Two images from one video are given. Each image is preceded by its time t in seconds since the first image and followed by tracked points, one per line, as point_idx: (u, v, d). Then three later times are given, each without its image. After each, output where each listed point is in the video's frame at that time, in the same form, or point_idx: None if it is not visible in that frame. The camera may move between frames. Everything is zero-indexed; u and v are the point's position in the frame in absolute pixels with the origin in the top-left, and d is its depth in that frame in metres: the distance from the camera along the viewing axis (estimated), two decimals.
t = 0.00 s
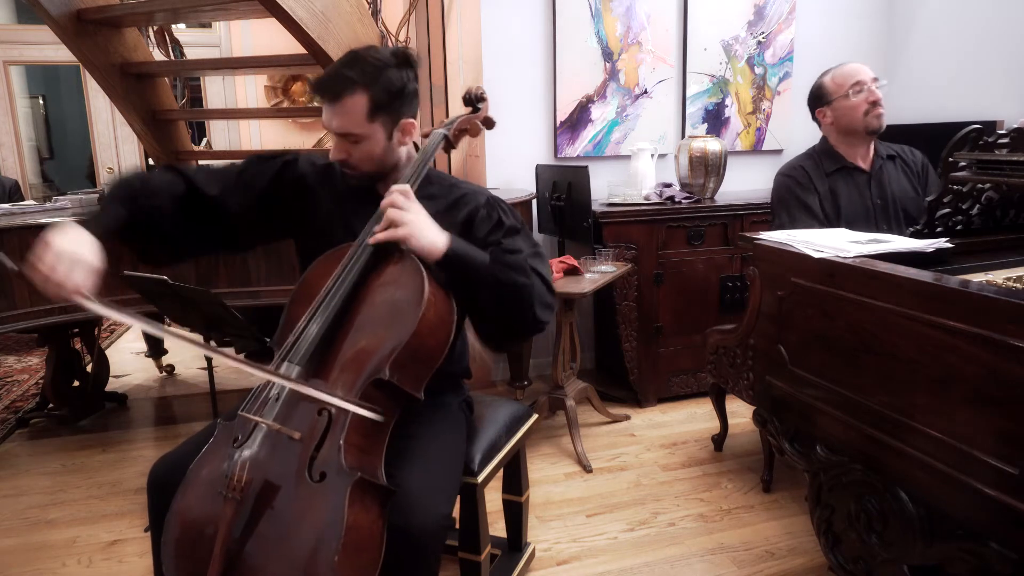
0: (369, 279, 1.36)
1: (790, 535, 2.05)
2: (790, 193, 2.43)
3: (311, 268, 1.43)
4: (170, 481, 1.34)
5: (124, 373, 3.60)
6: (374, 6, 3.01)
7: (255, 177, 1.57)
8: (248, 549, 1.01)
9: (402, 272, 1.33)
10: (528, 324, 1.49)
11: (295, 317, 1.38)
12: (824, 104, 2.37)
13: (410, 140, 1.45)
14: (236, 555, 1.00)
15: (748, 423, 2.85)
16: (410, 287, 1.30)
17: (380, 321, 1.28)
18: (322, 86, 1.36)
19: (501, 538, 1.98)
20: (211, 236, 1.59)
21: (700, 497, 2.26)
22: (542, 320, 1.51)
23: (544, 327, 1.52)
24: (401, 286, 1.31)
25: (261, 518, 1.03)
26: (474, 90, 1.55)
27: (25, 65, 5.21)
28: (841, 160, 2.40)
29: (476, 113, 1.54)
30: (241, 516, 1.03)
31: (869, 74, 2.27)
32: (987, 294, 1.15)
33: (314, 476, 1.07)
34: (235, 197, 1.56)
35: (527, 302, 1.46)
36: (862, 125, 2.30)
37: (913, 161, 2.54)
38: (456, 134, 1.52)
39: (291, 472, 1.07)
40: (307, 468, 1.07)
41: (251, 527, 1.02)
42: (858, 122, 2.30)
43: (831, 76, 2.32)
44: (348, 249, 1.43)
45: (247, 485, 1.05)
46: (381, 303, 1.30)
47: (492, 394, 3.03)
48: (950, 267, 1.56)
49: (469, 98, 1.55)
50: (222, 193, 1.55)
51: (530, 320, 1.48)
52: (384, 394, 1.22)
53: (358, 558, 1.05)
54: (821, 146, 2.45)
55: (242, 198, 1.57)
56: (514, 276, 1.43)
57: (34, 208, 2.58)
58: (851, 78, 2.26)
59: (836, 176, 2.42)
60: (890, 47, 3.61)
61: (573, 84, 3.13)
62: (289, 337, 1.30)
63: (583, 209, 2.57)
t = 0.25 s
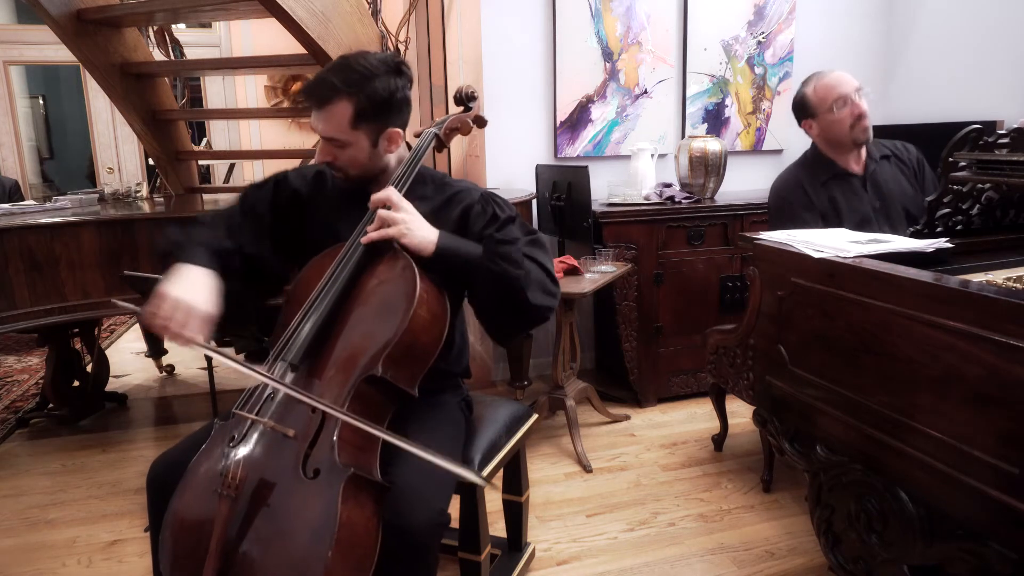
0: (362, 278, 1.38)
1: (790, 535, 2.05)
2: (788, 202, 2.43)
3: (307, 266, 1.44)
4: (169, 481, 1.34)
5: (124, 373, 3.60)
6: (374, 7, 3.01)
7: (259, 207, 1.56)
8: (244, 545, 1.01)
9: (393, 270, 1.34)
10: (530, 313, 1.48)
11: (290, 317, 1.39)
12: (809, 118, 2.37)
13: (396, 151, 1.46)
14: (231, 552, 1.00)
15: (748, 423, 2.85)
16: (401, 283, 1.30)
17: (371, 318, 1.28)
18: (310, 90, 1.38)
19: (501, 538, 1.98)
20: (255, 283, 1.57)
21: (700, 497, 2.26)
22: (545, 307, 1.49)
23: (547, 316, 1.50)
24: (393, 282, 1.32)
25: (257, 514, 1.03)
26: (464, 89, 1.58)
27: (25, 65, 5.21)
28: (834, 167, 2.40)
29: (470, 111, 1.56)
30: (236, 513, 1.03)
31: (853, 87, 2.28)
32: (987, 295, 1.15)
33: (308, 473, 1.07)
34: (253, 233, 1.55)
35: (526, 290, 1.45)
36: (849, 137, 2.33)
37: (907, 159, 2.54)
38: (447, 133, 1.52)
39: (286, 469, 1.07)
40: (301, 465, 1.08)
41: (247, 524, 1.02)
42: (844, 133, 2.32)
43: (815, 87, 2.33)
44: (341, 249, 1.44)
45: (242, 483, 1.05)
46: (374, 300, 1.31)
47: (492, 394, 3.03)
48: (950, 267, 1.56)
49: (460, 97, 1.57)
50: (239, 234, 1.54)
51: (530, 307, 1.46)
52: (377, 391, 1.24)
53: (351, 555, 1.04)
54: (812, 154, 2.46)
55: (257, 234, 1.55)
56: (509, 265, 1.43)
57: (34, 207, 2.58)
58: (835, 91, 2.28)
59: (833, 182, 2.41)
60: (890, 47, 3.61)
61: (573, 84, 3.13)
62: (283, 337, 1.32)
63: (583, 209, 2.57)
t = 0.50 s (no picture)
0: (358, 276, 1.39)
1: (790, 535, 2.05)
2: (784, 204, 2.42)
3: (304, 269, 1.45)
4: (170, 480, 1.34)
5: (124, 373, 3.60)
6: (374, 6, 3.01)
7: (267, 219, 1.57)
8: (242, 543, 1.01)
9: (388, 268, 1.35)
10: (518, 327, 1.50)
11: (286, 316, 1.39)
12: (819, 111, 2.35)
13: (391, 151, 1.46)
14: (229, 551, 1.01)
15: (748, 423, 2.85)
16: (396, 281, 1.31)
17: (365, 316, 1.29)
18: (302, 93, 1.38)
19: (501, 538, 1.99)
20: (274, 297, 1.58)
21: (700, 497, 2.26)
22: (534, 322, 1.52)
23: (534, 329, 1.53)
24: (388, 279, 1.33)
25: (254, 512, 1.03)
26: (459, 89, 1.63)
27: (25, 65, 5.21)
28: (832, 168, 2.41)
29: (463, 111, 1.61)
30: (234, 511, 1.03)
31: (867, 85, 2.27)
32: (987, 295, 1.15)
33: (304, 471, 1.07)
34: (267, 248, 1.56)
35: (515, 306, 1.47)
36: (855, 136, 2.31)
37: (905, 161, 2.55)
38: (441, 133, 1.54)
39: (283, 468, 1.07)
40: (297, 464, 1.08)
41: (245, 521, 1.02)
42: (851, 132, 2.30)
43: (830, 80, 2.30)
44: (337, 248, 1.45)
45: (239, 481, 1.05)
46: (369, 299, 1.32)
47: (492, 395, 3.03)
48: (949, 267, 1.56)
49: (454, 97, 1.63)
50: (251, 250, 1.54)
51: (518, 323, 1.49)
52: (372, 388, 1.24)
53: (347, 552, 1.05)
54: (812, 152, 2.46)
55: (270, 248, 1.57)
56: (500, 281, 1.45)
57: (34, 207, 2.59)
58: (849, 87, 2.26)
59: (829, 184, 2.41)
60: (890, 47, 3.61)
61: (573, 84, 3.13)
62: (280, 335, 1.32)
63: (584, 209, 2.57)
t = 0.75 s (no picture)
0: (355, 277, 1.38)
1: (790, 535, 2.05)
2: (789, 198, 2.43)
3: (303, 269, 1.45)
4: (169, 479, 1.34)
5: (124, 373, 3.60)
6: (374, 7, 3.01)
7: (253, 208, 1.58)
8: (240, 540, 1.00)
9: (386, 268, 1.35)
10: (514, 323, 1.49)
11: (281, 319, 1.39)
12: (836, 106, 2.32)
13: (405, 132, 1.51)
14: (227, 549, 1.00)
15: (748, 423, 2.85)
16: (393, 281, 1.31)
17: (364, 317, 1.29)
18: (314, 95, 1.36)
19: (501, 538, 1.98)
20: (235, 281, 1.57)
21: (700, 497, 2.26)
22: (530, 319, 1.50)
23: (532, 328, 1.53)
24: (385, 280, 1.33)
25: (252, 510, 1.03)
26: (457, 91, 1.65)
27: (25, 65, 5.21)
28: (842, 166, 2.41)
29: (460, 113, 1.63)
30: (232, 509, 1.03)
31: (889, 86, 2.25)
32: (987, 294, 1.15)
33: (302, 469, 1.08)
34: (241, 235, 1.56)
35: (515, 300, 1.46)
36: (871, 136, 2.29)
37: (912, 166, 2.56)
38: (440, 133, 1.57)
39: (281, 467, 1.07)
40: (296, 463, 1.08)
41: (243, 519, 1.02)
42: (868, 131, 2.29)
43: (853, 76, 2.26)
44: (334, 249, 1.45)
45: (237, 480, 1.05)
46: (367, 299, 1.32)
47: (492, 395, 3.03)
48: (950, 267, 1.56)
49: (452, 99, 1.65)
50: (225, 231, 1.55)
51: (512, 317, 1.47)
52: (371, 387, 1.24)
53: (345, 551, 1.05)
54: (821, 150, 2.46)
55: (248, 236, 1.57)
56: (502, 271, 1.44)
57: (34, 207, 2.59)
58: (872, 86, 2.23)
59: (838, 182, 2.41)
60: (890, 47, 3.61)
61: (573, 84, 3.13)
62: (275, 338, 1.31)
63: (584, 209, 2.57)
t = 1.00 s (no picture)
0: (355, 278, 1.38)
1: (790, 535, 2.05)
2: (796, 197, 2.43)
3: (302, 270, 1.45)
4: (169, 479, 1.34)
5: (124, 373, 3.60)
6: (374, 6, 3.01)
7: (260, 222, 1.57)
8: (241, 539, 1.00)
9: (386, 269, 1.35)
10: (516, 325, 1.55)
11: (280, 322, 1.38)
12: (843, 107, 2.32)
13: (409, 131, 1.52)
14: (228, 549, 1.00)
15: (748, 423, 2.86)
16: (392, 282, 1.32)
17: (364, 317, 1.29)
18: (326, 92, 1.36)
19: (501, 538, 1.98)
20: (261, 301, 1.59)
21: (700, 497, 2.26)
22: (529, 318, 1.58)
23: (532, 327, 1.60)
24: (385, 280, 1.33)
25: (253, 510, 1.03)
26: (456, 92, 1.66)
27: (25, 65, 5.21)
28: (849, 167, 2.41)
29: (460, 114, 1.63)
30: (232, 508, 1.02)
31: (898, 90, 2.25)
32: (987, 294, 1.15)
33: (303, 469, 1.08)
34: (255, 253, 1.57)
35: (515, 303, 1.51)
36: (875, 140, 2.31)
37: (918, 169, 2.57)
38: (440, 133, 1.59)
39: (282, 467, 1.07)
40: (296, 462, 1.08)
41: (244, 519, 1.02)
42: (873, 135, 2.30)
43: (861, 79, 2.26)
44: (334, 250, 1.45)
45: (238, 480, 1.05)
46: (367, 300, 1.32)
47: (492, 395, 3.03)
48: (950, 267, 1.56)
49: (451, 100, 1.66)
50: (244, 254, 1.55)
51: (509, 316, 1.51)
52: (371, 387, 1.25)
53: (346, 550, 1.06)
54: (828, 149, 2.45)
55: (250, 244, 1.57)
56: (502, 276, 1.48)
57: (34, 207, 2.59)
58: (880, 90, 2.23)
59: (845, 182, 2.41)
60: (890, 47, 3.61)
61: (573, 84, 3.13)
62: (274, 340, 1.30)
63: (584, 209, 2.57)
